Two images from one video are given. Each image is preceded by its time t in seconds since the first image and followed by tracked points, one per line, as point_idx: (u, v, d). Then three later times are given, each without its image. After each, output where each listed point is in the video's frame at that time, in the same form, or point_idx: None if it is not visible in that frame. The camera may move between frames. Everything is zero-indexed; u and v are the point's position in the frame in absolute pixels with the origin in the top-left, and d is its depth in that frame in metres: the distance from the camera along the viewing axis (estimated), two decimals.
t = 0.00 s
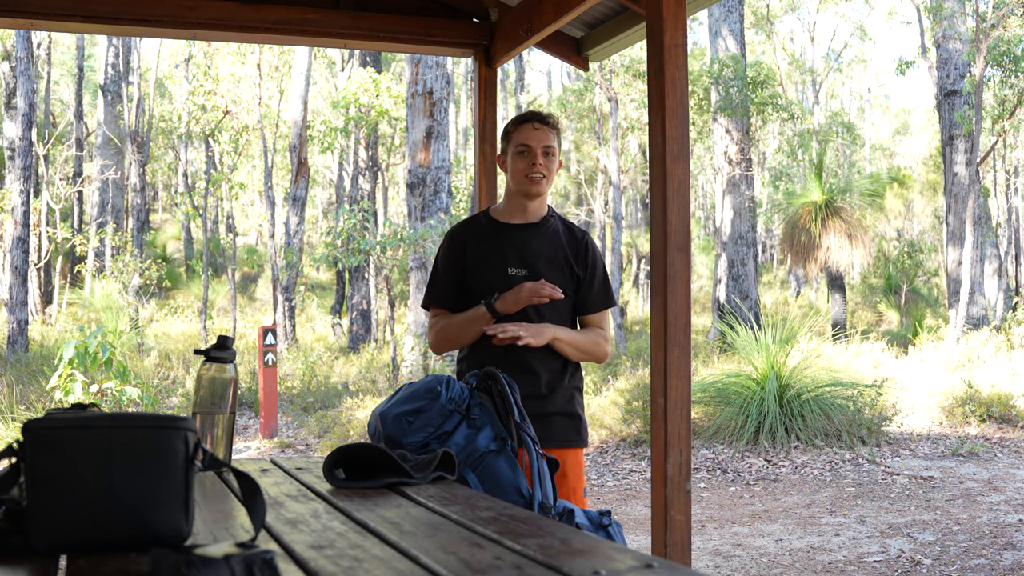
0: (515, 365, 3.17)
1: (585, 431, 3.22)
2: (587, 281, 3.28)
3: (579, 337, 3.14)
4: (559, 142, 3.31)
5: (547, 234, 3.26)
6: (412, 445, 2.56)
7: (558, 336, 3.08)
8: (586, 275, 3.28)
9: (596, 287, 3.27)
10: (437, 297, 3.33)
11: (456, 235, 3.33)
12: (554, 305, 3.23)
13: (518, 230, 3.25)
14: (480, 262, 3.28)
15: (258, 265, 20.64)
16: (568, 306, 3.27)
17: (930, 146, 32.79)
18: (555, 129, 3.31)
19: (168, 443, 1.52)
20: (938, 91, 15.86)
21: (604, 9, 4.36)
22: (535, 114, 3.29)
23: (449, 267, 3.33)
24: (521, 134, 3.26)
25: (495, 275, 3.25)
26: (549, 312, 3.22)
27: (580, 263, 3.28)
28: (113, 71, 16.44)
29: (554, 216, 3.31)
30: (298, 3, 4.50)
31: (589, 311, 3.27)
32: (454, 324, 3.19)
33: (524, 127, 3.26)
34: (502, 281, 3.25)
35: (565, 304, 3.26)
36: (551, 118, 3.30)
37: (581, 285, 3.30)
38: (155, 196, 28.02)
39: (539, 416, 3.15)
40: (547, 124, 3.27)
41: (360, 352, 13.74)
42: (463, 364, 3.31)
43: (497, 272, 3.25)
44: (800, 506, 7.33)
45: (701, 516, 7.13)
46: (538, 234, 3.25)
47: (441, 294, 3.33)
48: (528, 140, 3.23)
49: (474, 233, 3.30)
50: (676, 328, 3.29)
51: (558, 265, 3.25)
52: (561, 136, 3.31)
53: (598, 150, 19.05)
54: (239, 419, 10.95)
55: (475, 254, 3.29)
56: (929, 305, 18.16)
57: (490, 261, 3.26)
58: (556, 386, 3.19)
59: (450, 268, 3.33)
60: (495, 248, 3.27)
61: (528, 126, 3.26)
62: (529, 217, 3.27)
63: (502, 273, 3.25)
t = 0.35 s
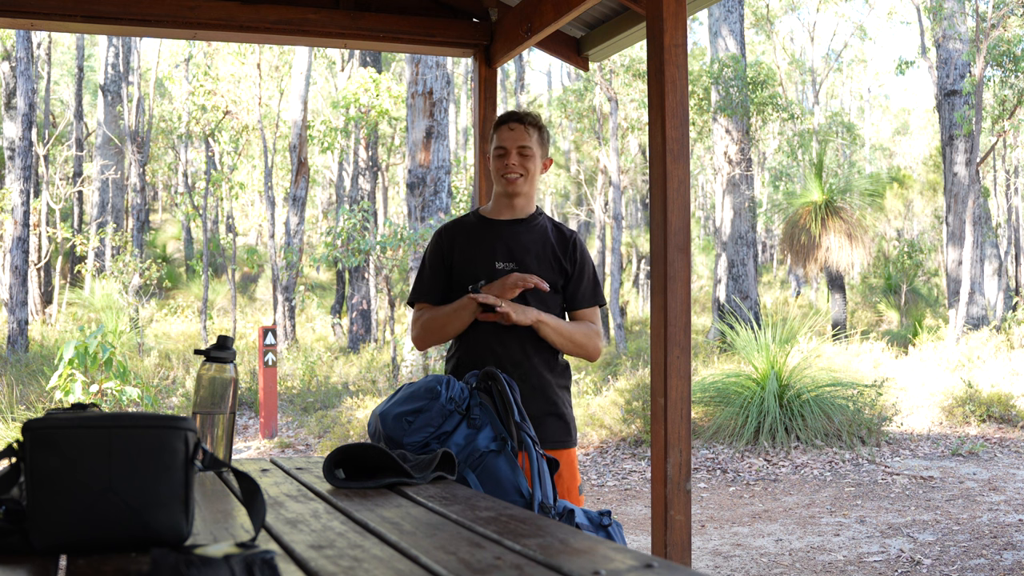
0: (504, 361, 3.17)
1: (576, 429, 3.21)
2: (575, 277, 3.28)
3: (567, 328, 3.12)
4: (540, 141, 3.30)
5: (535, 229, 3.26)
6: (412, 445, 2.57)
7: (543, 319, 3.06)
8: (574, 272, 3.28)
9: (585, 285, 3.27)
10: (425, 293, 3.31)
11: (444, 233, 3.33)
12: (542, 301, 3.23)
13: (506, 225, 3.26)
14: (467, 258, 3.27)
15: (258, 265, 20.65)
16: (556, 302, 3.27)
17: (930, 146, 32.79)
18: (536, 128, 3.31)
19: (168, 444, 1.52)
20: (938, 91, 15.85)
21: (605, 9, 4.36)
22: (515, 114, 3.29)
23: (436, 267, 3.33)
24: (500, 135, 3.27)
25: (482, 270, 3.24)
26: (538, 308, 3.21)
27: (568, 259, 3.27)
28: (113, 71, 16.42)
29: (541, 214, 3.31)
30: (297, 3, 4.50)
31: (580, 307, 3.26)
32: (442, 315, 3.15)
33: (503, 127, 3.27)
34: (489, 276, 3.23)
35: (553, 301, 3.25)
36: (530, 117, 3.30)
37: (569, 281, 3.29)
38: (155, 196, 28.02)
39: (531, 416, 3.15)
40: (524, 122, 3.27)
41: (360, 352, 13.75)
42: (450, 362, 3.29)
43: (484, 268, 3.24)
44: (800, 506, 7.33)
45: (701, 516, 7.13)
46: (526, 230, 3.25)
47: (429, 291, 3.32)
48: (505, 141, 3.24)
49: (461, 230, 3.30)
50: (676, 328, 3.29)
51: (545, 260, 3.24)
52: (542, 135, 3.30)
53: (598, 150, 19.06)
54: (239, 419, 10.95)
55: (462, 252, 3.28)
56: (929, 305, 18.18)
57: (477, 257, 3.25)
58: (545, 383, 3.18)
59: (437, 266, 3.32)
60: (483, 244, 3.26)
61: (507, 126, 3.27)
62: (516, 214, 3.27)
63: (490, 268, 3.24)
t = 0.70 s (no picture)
0: (498, 361, 3.15)
1: (570, 429, 3.23)
2: (571, 279, 3.28)
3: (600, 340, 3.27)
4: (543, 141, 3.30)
5: (531, 229, 3.25)
6: (412, 445, 2.56)
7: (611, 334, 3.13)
8: (570, 275, 3.27)
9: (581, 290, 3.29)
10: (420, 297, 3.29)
11: (439, 234, 3.30)
12: (538, 301, 3.22)
13: (504, 226, 3.25)
14: (461, 257, 3.23)
15: (258, 265, 20.65)
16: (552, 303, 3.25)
17: (930, 146, 32.80)
18: (540, 128, 3.30)
19: (167, 444, 1.52)
20: (938, 91, 15.84)
21: (605, 9, 4.36)
22: (520, 113, 3.27)
23: (429, 270, 3.30)
24: (503, 133, 3.25)
25: (477, 269, 3.20)
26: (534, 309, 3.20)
27: (565, 261, 3.27)
28: (113, 71, 16.40)
29: (536, 216, 3.31)
30: (297, 4, 4.50)
31: (572, 310, 3.31)
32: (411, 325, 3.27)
33: (508, 125, 3.25)
34: (483, 275, 3.19)
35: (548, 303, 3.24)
36: (534, 117, 3.29)
37: (564, 284, 3.28)
38: (155, 196, 28.02)
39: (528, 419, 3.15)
40: (530, 122, 3.26)
41: (360, 352, 13.75)
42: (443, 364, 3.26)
43: (478, 266, 3.20)
44: (800, 506, 7.33)
45: (701, 516, 7.13)
46: (522, 230, 3.24)
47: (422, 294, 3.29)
48: (511, 139, 3.23)
49: (456, 231, 3.27)
50: (676, 328, 3.29)
51: (542, 259, 3.22)
52: (545, 135, 3.30)
53: (598, 149, 19.05)
54: (239, 419, 10.95)
55: (455, 253, 3.24)
56: (929, 306, 18.19)
57: (471, 257, 3.21)
58: (541, 385, 3.18)
59: (430, 268, 3.29)
60: (478, 243, 3.23)
61: (512, 125, 3.25)
62: (514, 213, 3.29)
63: (484, 267, 3.19)
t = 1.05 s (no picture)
0: (497, 360, 3.15)
1: (568, 429, 3.24)
2: (569, 280, 3.29)
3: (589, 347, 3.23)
4: (535, 141, 3.32)
5: (528, 229, 3.26)
6: (412, 445, 2.57)
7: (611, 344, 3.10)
8: (566, 276, 3.28)
9: (579, 292, 3.30)
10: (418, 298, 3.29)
11: (436, 235, 3.30)
12: (536, 301, 3.22)
13: (502, 225, 3.25)
14: (460, 256, 3.22)
15: (258, 265, 20.65)
16: (549, 303, 3.25)
17: (930, 146, 32.78)
18: (531, 128, 3.32)
19: (167, 444, 1.52)
20: (938, 91, 15.84)
21: (604, 9, 4.37)
22: (510, 115, 3.31)
23: (427, 269, 3.30)
24: (496, 134, 3.28)
25: (476, 268, 3.20)
26: (533, 308, 3.20)
27: (562, 261, 3.27)
28: (113, 71, 16.39)
29: (533, 216, 3.32)
30: (297, 4, 4.50)
31: (565, 313, 3.31)
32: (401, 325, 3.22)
33: (500, 127, 3.29)
34: (482, 274, 3.19)
35: (547, 303, 3.24)
36: (526, 118, 3.32)
37: (561, 284, 3.29)
38: (155, 195, 28.01)
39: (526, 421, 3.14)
40: (521, 122, 3.29)
41: (360, 352, 13.75)
42: (442, 365, 3.25)
43: (477, 266, 3.20)
44: (800, 506, 7.33)
45: (701, 516, 7.13)
46: (520, 230, 3.25)
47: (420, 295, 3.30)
48: (502, 138, 3.25)
49: (454, 230, 3.27)
50: (676, 327, 3.29)
51: (540, 260, 3.22)
52: (538, 135, 3.32)
53: (598, 149, 19.03)
54: (239, 419, 10.95)
55: (453, 252, 3.23)
56: (929, 306, 18.21)
57: (469, 257, 3.20)
58: (540, 386, 3.18)
59: (428, 269, 3.29)
60: (476, 242, 3.23)
61: (504, 125, 3.28)
62: (510, 214, 3.29)
63: (483, 266, 3.19)
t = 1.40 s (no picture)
0: (497, 360, 3.15)
1: (567, 428, 3.24)
2: (568, 279, 3.29)
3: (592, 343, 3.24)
4: (538, 143, 3.32)
5: (526, 229, 3.27)
6: (412, 445, 2.57)
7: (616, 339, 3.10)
8: (565, 276, 3.29)
9: (578, 292, 3.30)
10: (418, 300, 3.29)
11: (435, 236, 3.30)
12: (536, 300, 3.22)
13: (500, 226, 3.26)
14: (458, 257, 3.23)
15: (258, 265, 20.65)
16: (549, 304, 3.26)
17: (930, 146, 32.76)
18: (534, 131, 3.32)
19: (167, 444, 1.52)
20: (938, 91, 15.85)
21: (604, 9, 4.37)
22: (513, 117, 3.31)
23: (425, 270, 3.30)
24: (499, 134, 3.27)
25: (474, 268, 3.20)
26: (532, 308, 3.20)
27: (560, 261, 3.27)
28: (113, 71, 16.38)
29: (531, 218, 3.33)
30: (297, 4, 4.50)
31: (563, 312, 3.31)
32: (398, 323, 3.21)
33: (503, 128, 3.29)
34: (481, 275, 3.19)
35: (546, 304, 3.24)
36: (529, 120, 3.32)
37: (561, 284, 3.29)
38: (155, 196, 28.02)
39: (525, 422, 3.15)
40: (525, 124, 3.29)
41: (360, 352, 13.74)
42: (441, 365, 3.25)
43: (476, 266, 3.20)
44: (800, 506, 7.33)
45: (701, 516, 7.13)
46: (518, 231, 3.25)
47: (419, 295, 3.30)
48: (507, 139, 3.25)
49: (453, 230, 3.28)
50: (676, 327, 3.30)
51: (538, 260, 3.22)
52: (540, 137, 3.32)
53: (598, 149, 19.02)
54: (239, 419, 10.95)
55: (452, 253, 3.24)
56: (929, 306, 18.21)
57: (467, 256, 3.20)
58: (539, 386, 3.18)
59: (427, 269, 3.29)
60: (474, 243, 3.23)
61: (507, 127, 3.28)
62: (509, 215, 3.30)
63: (482, 266, 3.19)
